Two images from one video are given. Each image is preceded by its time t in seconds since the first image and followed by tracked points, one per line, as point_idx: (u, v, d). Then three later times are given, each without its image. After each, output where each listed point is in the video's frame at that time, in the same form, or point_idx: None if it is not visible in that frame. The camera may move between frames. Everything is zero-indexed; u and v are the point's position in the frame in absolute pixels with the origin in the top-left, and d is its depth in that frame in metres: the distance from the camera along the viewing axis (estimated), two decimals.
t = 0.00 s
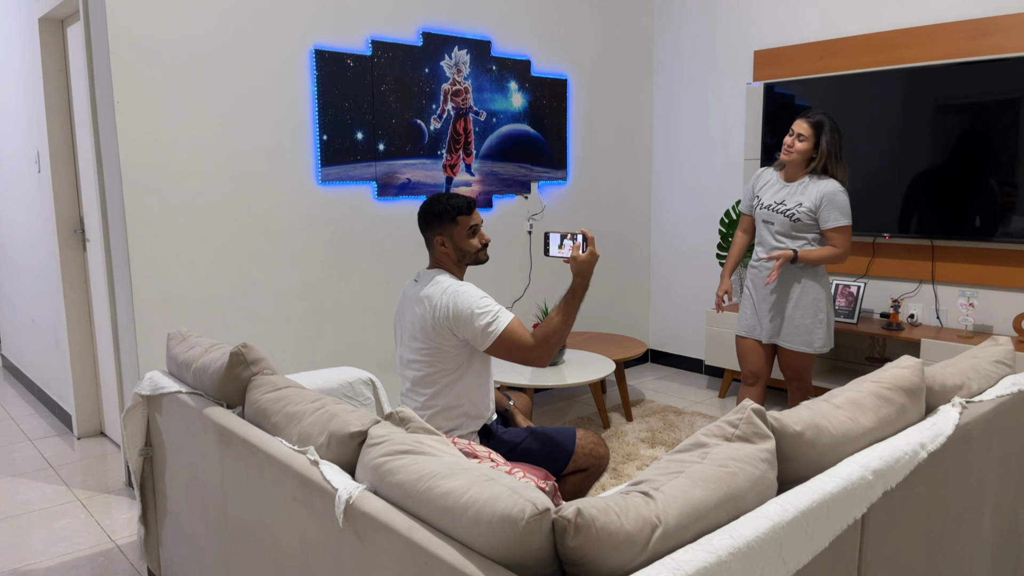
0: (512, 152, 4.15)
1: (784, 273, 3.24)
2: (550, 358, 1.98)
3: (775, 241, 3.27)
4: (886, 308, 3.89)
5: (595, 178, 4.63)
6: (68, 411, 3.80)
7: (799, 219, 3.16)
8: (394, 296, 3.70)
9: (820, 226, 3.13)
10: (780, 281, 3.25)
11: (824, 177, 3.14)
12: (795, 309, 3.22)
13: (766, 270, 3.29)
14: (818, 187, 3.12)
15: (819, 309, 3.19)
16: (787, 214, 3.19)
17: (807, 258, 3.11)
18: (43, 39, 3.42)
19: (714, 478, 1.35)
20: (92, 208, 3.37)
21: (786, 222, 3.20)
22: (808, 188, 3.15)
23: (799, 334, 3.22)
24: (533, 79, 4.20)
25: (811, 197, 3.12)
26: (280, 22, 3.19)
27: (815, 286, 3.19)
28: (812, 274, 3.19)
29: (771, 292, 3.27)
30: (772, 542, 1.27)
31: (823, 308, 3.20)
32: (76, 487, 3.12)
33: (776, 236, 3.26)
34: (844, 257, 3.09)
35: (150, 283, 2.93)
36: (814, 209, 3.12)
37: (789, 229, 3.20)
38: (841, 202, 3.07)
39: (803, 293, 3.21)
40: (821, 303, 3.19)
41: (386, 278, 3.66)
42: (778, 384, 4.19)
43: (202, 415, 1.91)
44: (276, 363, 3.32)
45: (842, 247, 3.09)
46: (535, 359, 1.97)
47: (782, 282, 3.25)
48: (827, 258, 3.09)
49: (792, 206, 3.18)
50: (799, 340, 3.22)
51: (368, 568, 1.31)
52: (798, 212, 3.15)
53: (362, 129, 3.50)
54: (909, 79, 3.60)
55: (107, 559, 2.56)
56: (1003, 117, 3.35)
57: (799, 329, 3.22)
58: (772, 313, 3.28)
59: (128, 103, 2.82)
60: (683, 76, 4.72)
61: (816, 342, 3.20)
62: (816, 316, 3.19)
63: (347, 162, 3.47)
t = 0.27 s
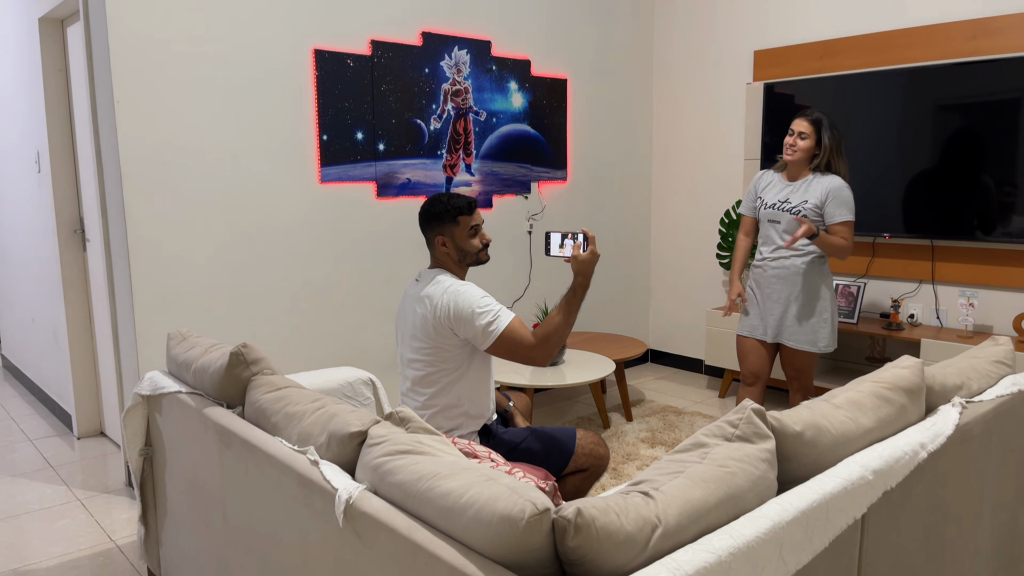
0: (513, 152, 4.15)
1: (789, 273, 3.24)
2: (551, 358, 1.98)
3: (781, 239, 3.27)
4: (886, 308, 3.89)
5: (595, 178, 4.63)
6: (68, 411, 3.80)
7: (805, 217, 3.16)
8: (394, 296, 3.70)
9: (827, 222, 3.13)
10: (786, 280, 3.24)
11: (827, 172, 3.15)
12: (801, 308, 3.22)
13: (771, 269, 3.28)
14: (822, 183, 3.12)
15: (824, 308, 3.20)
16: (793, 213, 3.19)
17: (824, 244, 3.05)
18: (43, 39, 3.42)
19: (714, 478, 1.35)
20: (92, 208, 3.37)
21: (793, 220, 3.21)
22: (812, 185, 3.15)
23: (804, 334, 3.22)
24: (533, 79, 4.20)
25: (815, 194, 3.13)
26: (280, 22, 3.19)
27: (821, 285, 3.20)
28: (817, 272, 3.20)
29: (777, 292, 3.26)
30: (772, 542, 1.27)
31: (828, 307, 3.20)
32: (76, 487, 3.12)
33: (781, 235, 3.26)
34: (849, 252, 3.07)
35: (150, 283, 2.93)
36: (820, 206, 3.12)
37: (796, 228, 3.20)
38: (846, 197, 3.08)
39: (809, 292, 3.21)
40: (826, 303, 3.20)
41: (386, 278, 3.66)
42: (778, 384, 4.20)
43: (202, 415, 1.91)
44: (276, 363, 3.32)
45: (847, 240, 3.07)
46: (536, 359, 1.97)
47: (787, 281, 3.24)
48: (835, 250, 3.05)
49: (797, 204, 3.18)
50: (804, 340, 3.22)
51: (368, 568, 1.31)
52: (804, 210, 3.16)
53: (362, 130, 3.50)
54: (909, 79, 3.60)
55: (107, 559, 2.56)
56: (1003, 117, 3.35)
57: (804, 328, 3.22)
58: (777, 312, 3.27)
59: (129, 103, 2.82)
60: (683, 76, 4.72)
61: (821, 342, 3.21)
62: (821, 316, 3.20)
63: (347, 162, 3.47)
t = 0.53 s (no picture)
0: (513, 152, 4.15)
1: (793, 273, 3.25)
2: (552, 358, 1.98)
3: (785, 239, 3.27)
4: (886, 308, 3.89)
5: (595, 178, 4.63)
6: (68, 411, 3.80)
7: (809, 214, 3.16)
8: (394, 296, 3.70)
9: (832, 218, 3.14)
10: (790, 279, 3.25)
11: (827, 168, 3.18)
12: (805, 307, 3.21)
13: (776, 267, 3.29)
14: (825, 180, 3.14)
15: (829, 307, 3.18)
16: (797, 210, 3.20)
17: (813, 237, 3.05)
18: (43, 39, 3.42)
19: (714, 478, 1.35)
20: (92, 208, 3.37)
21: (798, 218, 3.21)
22: (814, 182, 3.17)
23: (808, 333, 3.22)
24: (533, 79, 4.21)
25: (818, 191, 3.14)
26: (280, 22, 3.20)
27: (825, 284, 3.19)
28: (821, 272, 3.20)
29: (781, 291, 3.27)
30: (772, 542, 1.27)
31: (832, 307, 3.19)
32: (76, 487, 3.12)
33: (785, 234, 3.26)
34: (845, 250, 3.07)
35: (150, 283, 2.93)
36: (823, 203, 3.13)
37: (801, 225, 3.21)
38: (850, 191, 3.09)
39: (813, 291, 3.20)
40: (830, 302, 3.18)
41: (386, 278, 3.66)
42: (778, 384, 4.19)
43: (202, 415, 1.91)
44: (276, 363, 3.32)
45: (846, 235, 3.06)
46: (536, 358, 1.97)
47: (791, 281, 3.25)
48: (831, 246, 3.05)
49: (801, 201, 3.19)
50: (808, 339, 3.22)
51: (368, 568, 1.31)
52: (808, 206, 3.16)
53: (362, 129, 3.50)
54: (909, 79, 3.60)
55: (107, 559, 2.56)
56: (1003, 117, 3.35)
57: (808, 327, 3.22)
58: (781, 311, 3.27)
59: (128, 103, 2.82)
60: (683, 76, 4.72)
61: (826, 340, 3.19)
62: (825, 315, 3.19)
63: (347, 162, 3.47)
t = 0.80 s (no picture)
0: (512, 152, 4.15)
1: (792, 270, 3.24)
2: (552, 358, 1.98)
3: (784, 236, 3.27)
4: (886, 308, 3.90)
5: (595, 178, 4.63)
6: (68, 411, 3.80)
7: (807, 213, 3.18)
8: (394, 296, 3.70)
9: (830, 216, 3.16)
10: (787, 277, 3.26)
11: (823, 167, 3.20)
12: (803, 306, 3.22)
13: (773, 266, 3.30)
14: (821, 179, 3.14)
15: (827, 307, 3.19)
16: (795, 209, 3.21)
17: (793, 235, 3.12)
18: (43, 39, 3.42)
19: (714, 478, 1.35)
20: (92, 208, 3.37)
21: (797, 217, 3.22)
22: (811, 181, 3.17)
23: (806, 332, 3.22)
24: (532, 79, 4.20)
25: (815, 190, 3.15)
26: (280, 22, 3.19)
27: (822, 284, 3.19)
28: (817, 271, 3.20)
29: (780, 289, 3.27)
30: (772, 542, 1.27)
31: (830, 307, 3.19)
32: (76, 487, 3.12)
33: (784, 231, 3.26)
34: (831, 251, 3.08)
35: (149, 283, 2.93)
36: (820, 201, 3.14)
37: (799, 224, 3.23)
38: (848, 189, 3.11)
39: (813, 290, 3.20)
40: (829, 302, 3.19)
41: (386, 278, 3.67)
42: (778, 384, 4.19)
43: (202, 415, 1.91)
44: (276, 363, 3.32)
45: (834, 236, 3.07)
46: (537, 359, 1.97)
47: (790, 278, 3.25)
48: (814, 244, 3.09)
49: (799, 201, 3.20)
50: (805, 338, 3.22)
51: (368, 567, 1.31)
52: (805, 206, 3.18)
53: (362, 129, 3.50)
54: (909, 79, 3.60)
55: (107, 559, 2.56)
56: (1003, 117, 3.35)
57: (806, 326, 3.22)
58: (779, 310, 3.28)
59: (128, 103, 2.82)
60: (683, 76, 4.72)
61: (823, 341, 3.20)
62: (824, 315, 3.19)
63: (347, 161, 3.47)
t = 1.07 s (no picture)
0: (513, 152, 4.15)
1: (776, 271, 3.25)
2: (553, 358, 1.98)
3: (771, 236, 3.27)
4: (886, 308, 3.90)
5: (595, 178, 4.63)
6: (68, 411, 3.80)
7: (794, 212, 3.17)
8: (395, 296, 3.70)
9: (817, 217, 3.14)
10: (773, 278, 3.25)
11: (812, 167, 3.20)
12: (787, 306, 3.22)
13: (759, 266, 3.29)
14: (811, 179, 3.14)
15: (811, 307, 3.18)
16: (784, 209, 3.20)
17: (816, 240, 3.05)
18: (43, 39, 3.42)
19: (714, 478, 1.35)
20: (92, 208, 3.37)
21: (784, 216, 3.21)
22: (800, 182, 3.17)
23: (790, 332, 3.21)
24: (532, 79, 4.20)
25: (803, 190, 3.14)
26: (280, 22, 3.19)
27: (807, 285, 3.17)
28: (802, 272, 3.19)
29: (765, 289, 3.27)
30: (772, 542, 1.27)
31: (814, 308, 3.18)
32: (76, 487, 3.12)
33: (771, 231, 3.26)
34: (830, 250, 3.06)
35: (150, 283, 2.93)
36: (809, 201, 3.13)
37: (787, 224, 3.21)
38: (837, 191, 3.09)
39: (796, 290, 3.20)
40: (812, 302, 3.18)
41: (387, 278, 3.67)
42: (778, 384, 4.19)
43: (202, 415, 1.91)
44: (276, 363, 3.32)
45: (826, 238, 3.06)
46: (537, 359, 1.97)
47: (773, 279, 3.25)
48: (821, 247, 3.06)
49: (787, 200, 3.19)
50: (790, 338, 3.22)
51: (368, 568, 1.31)
52: (794, 205, 3.17)
53: (362, 129, 3.50)
54: (909, 79, 3.60)
55: (107, 559, 2.56)
56: (1003, 117, 3.35)
57: (790, 326, 3.21)
58: (764, 310, 3.28)
59: (128, 103, 2.82)
60: (683, 76, 4.72)
61: (807, 341, 3.19)
62: (807, 315, 3.18)
63: (347, 162, 3.47)
